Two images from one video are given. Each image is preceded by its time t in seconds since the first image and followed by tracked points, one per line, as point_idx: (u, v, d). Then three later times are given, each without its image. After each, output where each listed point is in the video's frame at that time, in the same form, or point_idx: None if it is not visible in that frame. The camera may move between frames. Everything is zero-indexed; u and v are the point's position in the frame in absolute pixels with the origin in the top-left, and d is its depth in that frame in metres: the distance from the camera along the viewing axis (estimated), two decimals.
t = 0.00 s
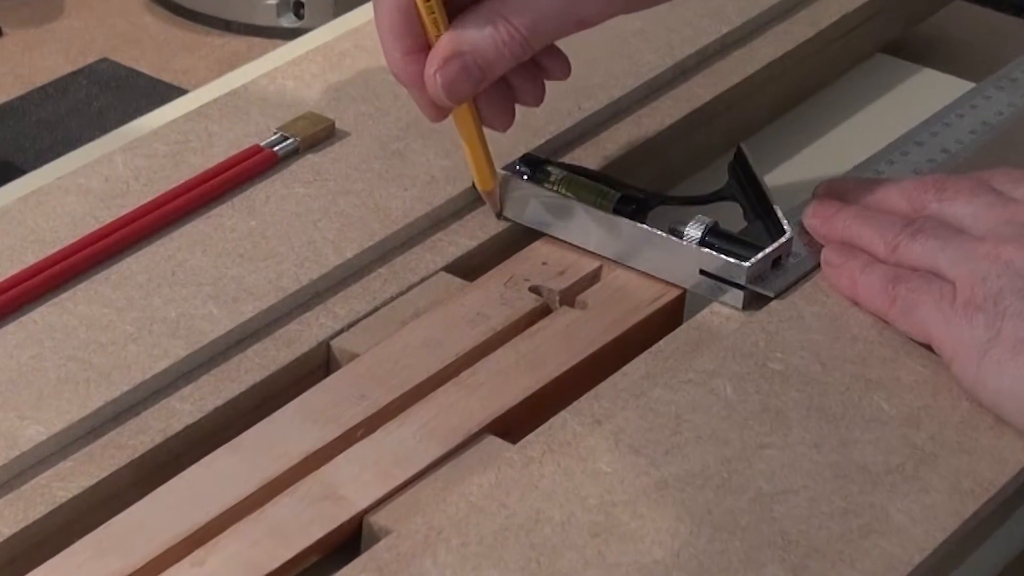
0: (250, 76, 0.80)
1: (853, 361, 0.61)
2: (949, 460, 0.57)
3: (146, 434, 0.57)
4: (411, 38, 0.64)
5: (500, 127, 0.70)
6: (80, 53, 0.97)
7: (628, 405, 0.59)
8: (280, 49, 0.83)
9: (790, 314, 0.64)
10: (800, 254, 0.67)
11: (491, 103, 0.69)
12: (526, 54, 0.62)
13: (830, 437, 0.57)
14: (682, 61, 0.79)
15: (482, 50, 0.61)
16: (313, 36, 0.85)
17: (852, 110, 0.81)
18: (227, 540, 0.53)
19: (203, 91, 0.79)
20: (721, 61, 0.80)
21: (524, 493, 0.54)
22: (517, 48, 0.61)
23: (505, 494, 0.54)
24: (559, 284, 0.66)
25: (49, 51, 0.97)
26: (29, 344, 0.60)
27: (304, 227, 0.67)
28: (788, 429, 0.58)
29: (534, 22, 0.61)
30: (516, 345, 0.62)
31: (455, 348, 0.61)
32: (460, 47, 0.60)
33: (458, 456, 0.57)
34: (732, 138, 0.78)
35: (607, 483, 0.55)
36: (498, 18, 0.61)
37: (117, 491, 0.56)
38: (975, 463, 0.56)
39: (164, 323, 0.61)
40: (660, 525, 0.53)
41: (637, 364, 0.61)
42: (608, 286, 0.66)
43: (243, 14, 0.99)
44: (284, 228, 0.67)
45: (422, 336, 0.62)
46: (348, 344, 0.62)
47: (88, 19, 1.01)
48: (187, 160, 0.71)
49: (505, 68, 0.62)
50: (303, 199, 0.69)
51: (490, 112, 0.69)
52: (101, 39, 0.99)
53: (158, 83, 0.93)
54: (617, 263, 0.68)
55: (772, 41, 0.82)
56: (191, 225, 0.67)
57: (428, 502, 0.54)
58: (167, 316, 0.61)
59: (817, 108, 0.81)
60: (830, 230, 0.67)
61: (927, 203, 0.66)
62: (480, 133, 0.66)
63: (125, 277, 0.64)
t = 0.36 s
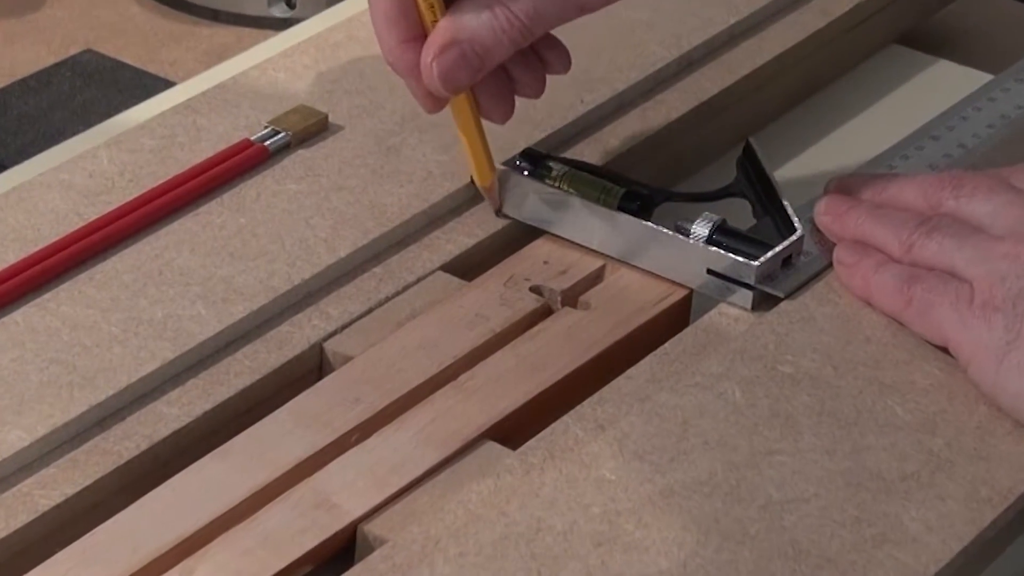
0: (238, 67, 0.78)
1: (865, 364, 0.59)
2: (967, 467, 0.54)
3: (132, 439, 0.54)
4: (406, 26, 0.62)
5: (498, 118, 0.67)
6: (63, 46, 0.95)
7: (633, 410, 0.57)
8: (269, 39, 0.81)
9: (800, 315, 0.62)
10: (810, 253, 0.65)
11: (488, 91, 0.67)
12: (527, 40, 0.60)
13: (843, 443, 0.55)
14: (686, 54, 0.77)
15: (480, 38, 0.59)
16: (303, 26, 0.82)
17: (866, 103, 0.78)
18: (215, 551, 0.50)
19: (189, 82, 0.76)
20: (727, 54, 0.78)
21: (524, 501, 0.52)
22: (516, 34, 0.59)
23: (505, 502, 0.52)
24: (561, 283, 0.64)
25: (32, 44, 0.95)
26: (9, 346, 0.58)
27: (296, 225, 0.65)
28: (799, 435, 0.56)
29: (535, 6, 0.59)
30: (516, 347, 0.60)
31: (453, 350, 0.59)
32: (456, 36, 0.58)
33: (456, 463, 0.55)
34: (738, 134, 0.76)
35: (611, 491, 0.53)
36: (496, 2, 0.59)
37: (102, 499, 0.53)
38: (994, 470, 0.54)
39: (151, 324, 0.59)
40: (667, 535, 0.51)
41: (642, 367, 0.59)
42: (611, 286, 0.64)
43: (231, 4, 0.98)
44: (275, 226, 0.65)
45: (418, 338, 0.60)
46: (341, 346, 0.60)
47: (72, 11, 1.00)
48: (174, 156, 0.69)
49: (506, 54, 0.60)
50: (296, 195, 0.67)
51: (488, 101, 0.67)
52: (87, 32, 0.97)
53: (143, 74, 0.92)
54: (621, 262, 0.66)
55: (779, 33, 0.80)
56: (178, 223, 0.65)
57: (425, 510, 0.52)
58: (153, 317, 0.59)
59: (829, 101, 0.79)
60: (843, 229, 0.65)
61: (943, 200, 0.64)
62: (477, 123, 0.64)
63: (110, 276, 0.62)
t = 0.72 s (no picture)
0: (229, 59, 0.76)
1: (879, 367, 0.57)
2: (986, 474, 0.52)
3: (117, 445, 0.52)
4: None
5: (482, 92, 0.66)
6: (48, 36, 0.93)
7: (637, 414, 0.54)
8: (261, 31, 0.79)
9: (810, 316, 0.60)
10: (821, 251, 0.63)
11: (475, 65, 0.65)
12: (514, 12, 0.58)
13: (857, 449, 0.53)
14: (691, 47, 0.74)
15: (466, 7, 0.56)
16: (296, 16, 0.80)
17: (878, 97, 0.76)
18: (203, 562, 0.48)
19: (179, 74, 0.74)
20: (732, 48, 0.75)
21: (525, 509, 0.50)
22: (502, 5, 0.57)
23: (505, 511, 0.50)
24: (563, 283, 0.62)
25: (14, 33, 0.93)
26: None
27: (288, 223, 0.63)
28: (811, 441, 0.53)
29: None
30: (516, 349, 0.58)
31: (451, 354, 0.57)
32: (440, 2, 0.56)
33: (454, 469, 0.52)
34: (744, 129, 0.74)
35: (615, 499, 0.50)
36: None
37: (86, 507, 0.51)
38: (1012, 477, 0.52)
39: (138, 325, 0.57)
40: (675, 545, 0.49)
41: (647, 370, 0.57)
42: (615, 286, 0.62)
43: None
44: (267, 223, 0.63)
45: (415, 341, 0.58)
46: (335, 348, 0.58)
47: None
48: (162, 151, 0.67)
49: (492, 26, 0.57)
50: (289, 192, 0.65)
51: (474, 74, 0.65)
52: (69, 19, 0.95)
53: (131, 66, 0.90)
54: (625, 260, 0.64)
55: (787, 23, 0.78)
56: (165, 220, 0.63)
57: (421, 519, 0.50)
58: (140, 318, 0.57)
59: (840, 94, 0.77)
60: (857, 227, 0.63)
61: (960, 197, 0.62)
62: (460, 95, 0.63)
63: (96, 275, 0.60)
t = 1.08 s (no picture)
0: (218, 51, 0.74)
1: (892, 370, 0.55)
2: (1004, 480, 0.50)
3: (102, 451, 0.50)
4: None
5: (495, 103, 0.64)
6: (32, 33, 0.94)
7: (642, 419, 0.52)
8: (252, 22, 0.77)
9: (820, 317, 0.58)
10: (831, 250, 0.61)
11: (483, 75, 0.63)
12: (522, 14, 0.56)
13: (870, 455, 0.51)
14: (696, 39, 0.72)
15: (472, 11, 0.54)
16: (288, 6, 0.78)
17: (891, 89, 0.75)
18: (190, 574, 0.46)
19: (167, 68, 0.73)
20: (739, 41, 0.73)
21: (525, 518, 0.48)
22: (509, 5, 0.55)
23: (504, 519, 0.48)
24: (564, 283, 0.60)
25: None
26: None
27: (280, 220, 0.61)
28: (822, 446, 0.51)
29: None
30: (516, 351, 0.56)
31: (448, 356, 0.55)
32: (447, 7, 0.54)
33: (452, 476, 0.51)
34: (751, 124, 0.72)
35: (619, 506, 0.48)
36: None
37: (69, 516, 0.49)
38: None
39: (123, 326, 0.55)
40: (681, 554, 0.47)
41: (652, 373, 0.55)
42: (618, 286, 0.60)
43: None
44: (258, 221, 0.61)
45: (411, 343, 0.56)
46: (328, 350, 0.56)
47: None
48: (149, 146, 0.65)
49: (499, 29, 0.55)
50: (281, 189, 0.63)
51: (484, 85, 0.63)
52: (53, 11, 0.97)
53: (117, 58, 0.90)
54: (629, 259, 0.62)
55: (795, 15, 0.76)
56: (152, 218, 0.61)
57: (417, 528, 0.48)
58: (126, 319, 0.55)
59: (851, 87, 0.75)
60: (869, 225, 0.61)
61: (976, 194, 0.60)
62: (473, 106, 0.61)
63: (80, 275, 0.58)
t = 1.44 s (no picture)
0: (212, 47, 0.73)
1: (898, 371, 0.54)
2: (1014, 483, 0.49)
3: (95, 453, 0.49)
4: None
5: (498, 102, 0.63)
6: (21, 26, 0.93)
7: (644, 421, 0.52)
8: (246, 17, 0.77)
9: (825, 317, 0.57)
10: (836, 249, 0.60)
11: (484, 73, 0.62)
12: (520, 10, 0.55)
13: (876, 458, 0.50)
14: (698, 35, 0.72)
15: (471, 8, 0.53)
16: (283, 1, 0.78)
17: (896, 86, 0.74)
18: None
19: (161, 64, 0.72)
20: (742, 37, 0.73)
21: (526, 521, 0.47)
22: (508, 1, 0.54)
23: (505, 522, 0.47)
24: (565, 283, 0.59)
25: None
26: None
27: (277, 219, 0.60)
28: (828, 449, 0.51)
29: None
30: (516, 352, 0.55)
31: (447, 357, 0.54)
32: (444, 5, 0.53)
33: (451, 479, 0.50)
34: (753, 122, 0.71)
35: (622, 510, 0.48)
36: None
37: (62, 520, 0.48)
38: None
39: (117, 326, 0.54)
40: (686, 559, 0.46)
41: (655, 374, 0.54)
42: (620, 285, 0.59)
43: None
44: (255, 220, 0.60)
45: (409, 343, 0.55)
46: (325, 352, 0.55)
47: None
48: (144, 144, 0.64)
49: (498, 25, 0.55)
50: (277, 187, 0.62)
51: (485, 81, 0.62)
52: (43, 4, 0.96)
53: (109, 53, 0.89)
54: (630, 259, 0.61)
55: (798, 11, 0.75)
56: (146, 217, 0.60)
57: (416, 532, 0.47)
58: (119, 319, 0.54)
59: (856, 84, 0.74)
60: (875, 224, 0.60)
61: (984, 193, 0.59)
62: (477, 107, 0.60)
63: (73, 274, 0.57)
